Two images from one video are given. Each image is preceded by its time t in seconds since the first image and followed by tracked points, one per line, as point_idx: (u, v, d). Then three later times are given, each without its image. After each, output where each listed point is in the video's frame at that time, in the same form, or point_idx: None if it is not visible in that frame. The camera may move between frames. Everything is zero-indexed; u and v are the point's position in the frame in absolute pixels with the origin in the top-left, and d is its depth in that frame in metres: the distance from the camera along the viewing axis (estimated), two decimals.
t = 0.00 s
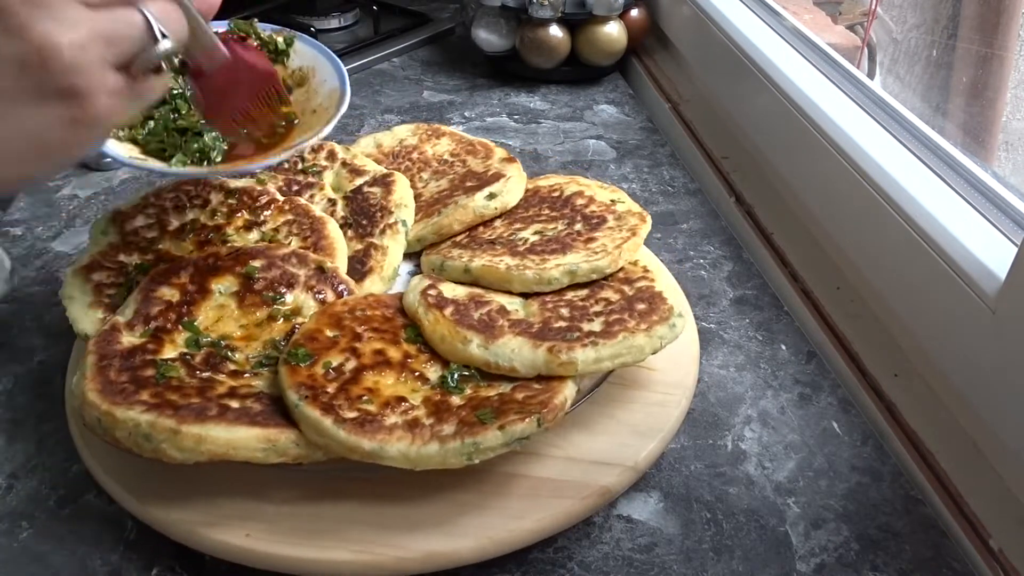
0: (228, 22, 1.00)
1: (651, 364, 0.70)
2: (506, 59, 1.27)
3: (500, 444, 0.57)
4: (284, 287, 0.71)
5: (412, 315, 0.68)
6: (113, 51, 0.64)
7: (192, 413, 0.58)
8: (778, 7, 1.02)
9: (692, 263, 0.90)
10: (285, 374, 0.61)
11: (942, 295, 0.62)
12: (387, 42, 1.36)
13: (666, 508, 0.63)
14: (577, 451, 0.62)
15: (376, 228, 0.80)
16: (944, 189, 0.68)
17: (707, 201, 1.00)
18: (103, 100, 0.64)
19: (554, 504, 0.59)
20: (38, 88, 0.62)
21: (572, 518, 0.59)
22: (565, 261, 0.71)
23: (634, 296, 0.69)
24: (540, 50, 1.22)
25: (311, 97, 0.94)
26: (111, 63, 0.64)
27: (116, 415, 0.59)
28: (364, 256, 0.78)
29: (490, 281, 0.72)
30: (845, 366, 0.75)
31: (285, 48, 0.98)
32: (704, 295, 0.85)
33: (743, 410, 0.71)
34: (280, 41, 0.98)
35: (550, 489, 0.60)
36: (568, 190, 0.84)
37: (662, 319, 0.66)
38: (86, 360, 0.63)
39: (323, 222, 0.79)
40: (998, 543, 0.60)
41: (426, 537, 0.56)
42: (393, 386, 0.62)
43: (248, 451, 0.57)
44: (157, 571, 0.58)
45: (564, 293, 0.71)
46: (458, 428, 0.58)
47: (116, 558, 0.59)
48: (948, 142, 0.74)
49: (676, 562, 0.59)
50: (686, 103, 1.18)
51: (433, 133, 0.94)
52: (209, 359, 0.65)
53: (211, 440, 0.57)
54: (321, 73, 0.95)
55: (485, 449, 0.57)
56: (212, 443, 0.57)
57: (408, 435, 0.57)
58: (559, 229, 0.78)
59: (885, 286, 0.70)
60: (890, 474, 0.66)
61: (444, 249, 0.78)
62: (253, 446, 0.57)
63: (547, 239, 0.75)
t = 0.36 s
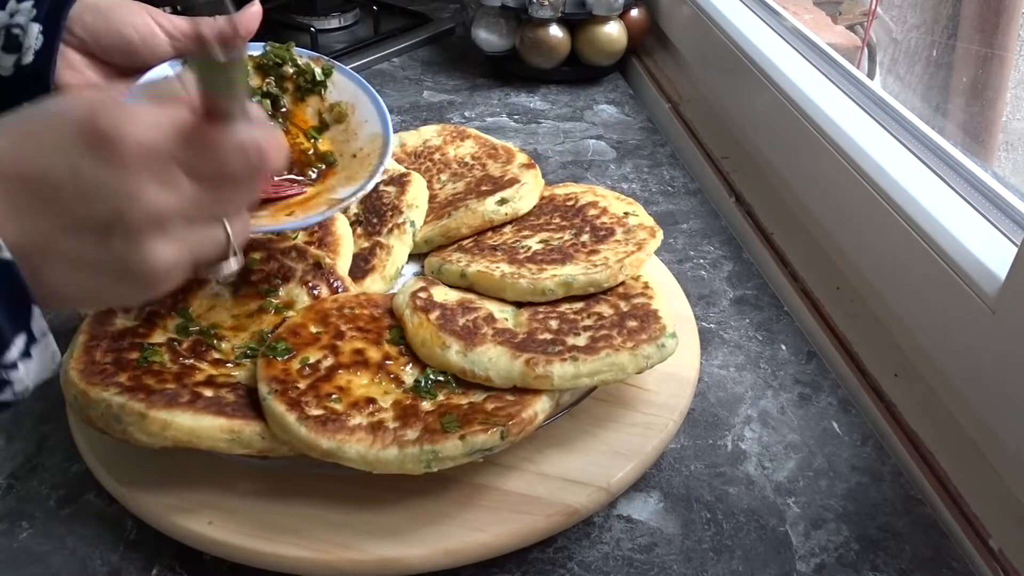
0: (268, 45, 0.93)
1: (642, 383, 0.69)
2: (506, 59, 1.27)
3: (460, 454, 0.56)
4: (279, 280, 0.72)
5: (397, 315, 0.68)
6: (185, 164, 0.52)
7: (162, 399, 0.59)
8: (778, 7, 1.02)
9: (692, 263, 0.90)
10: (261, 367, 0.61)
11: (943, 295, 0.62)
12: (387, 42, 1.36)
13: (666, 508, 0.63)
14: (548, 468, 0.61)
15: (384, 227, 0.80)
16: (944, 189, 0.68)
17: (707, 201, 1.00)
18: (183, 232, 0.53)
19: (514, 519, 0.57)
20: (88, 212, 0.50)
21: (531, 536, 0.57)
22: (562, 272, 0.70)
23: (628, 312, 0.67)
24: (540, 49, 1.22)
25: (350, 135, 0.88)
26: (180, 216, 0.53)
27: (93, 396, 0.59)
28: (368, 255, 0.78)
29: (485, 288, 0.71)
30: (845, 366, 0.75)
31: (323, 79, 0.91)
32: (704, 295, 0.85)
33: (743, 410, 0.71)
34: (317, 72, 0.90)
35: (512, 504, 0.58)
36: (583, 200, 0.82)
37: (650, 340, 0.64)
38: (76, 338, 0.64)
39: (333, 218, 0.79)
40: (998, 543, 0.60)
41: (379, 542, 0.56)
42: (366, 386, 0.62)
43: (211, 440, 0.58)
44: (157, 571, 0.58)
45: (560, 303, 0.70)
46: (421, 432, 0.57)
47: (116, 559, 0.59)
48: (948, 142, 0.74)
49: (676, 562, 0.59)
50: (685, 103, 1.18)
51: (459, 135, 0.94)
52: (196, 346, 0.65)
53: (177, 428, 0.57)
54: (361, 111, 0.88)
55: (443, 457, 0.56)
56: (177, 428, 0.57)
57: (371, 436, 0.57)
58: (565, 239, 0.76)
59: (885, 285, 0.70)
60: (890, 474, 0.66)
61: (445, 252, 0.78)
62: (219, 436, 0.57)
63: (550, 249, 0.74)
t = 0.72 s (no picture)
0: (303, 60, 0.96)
1: (635, 399, 0.67)
2: (506, 59, 1.27)
3: (426, 460, 0.56)
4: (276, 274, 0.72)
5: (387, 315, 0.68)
6: (257, 196, 0.47)
7: (141, 386, 0.60)
8: (778, 7, 1.02)
9: (692, 263, 0.90)
10: (242, 362, 0.62)
11: (943, 294, 0.62)
12: (387, 43, 1.36)
13: (666, 508, 0.63)
14: (527, 477, 0.60)
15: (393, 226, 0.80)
16: (944, 190, 0.68)
17: (707, 201, 1.00)
18: (246, 236, 0.49)
19: (482, 528, 0.57)
20: (147, 230, 0.46)
21: (496, 547, 0.56)
22: (559, 281, 0.69)
23: (618, 327, 0.66)
24: (540, 49, 1.22)
25: (385, 137, 0.87)
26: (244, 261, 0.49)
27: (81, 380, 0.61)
28: (373, 253, 0.78)
29: (481, 293, 0.71)
30: (845, 366, 0.75)
31: (358, 87, 0.91)
32: (704, 295, 0.85)
33: (743, 410, 0.71)
34: (352, 79, 0.91)
35: (481, 513, 0.58)
36: (595, 208, 0.81)
37: (638, 355, 0.63)
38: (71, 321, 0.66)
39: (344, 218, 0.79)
40: (998, 543, 0.60)
41: (344, 542, 0.55)
42: (343, 387, 0.62)
43: (185, 430, 0.58)
44: (157, 571, 0.58)
45: (555, 311, 0.69)
46: (390, 435, 0.57)
47: (116, 559, 0.59)
48: (948, 142, 0.74)
49: (676, 562, 0.59)
50: (685, 103, 1.18)
51: (479, 138, 0.94)
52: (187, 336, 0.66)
53: (152, 416, 0.58)
54: (395, 112, 0.87)
55: (409, 462, 0.56)
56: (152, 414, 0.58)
57: (340, 435, 0.57)
58: (569, 247, 0.75)
59: (885, 286, 0.70)
60: (890, 474, 0.66)
61: (445, 254, 0.78)
62: (193, 426, 0.58)
63: (550, 256, 0.73)
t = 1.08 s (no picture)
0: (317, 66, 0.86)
1: (627, 411, 0.66)
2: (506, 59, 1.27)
3: (399, 463, 0.56)
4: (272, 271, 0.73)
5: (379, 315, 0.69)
6: (302, 267, 0.54)
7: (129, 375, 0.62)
8: (778, 7, 1.02)
9: (692, 263, 0.90)
10: (230, 355, 0.64)
11: (942, 294, 0.62)
12: (387, 43, 1.36)
13: (666, 508, 0.63)
14: (509, 486, 0.59)
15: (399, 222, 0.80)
16: (945, 190, 0.68)
17: (707, 201, 1.00)
18: (288, 292, 0.56)
19: (456, 534, 0.56)
20: (209, 287, 0.53)
21: (468, 555, 0.56)
22: (554, 288, 0.68)
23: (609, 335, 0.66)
24: (540, 50, 1.22)
25: (401, 160, 0.82)
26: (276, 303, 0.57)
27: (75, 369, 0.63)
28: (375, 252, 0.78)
29: (475, 298, 0.71)
30: (845, 366, 0.75)
31: (374, 98, 0.85)
32: (704, 295, 0.85)
33: (743, 410, 0.71)
34: (369, 92, 0.84)
35: (456, 518, 0.57)
36: (604, 215, 0.80)
37: (626, 367, 0.62)
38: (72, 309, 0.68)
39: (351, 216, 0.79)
40: (998, 543, 0.60)
41: (316, 542, 0.55)
42: (327, 386, 0.63)
43: (166, 420, 0.60)
44: (157, 571, 0.58)
45: (547, 319, 0.69)
46: (366, 435, 0.57)
47: (116, 559, 0.59)
48: (948, 142, 0.74)
49: (676, 562, 0.59)
50: (685, 103, 1.18)
51: (494, 140, 0.93)
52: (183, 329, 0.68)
53: (135, 405, 0.61)
54: (413, 132, 0.82)
55: (381, 464, 0.56)
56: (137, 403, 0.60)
57: (316, 433, 0.57)
58: (571, 254, 0.75)
59: (885, 286, 0.70)
60: (890, 474, 0.66)
61: (448, 257, 0.78)
62: (173, 416, 0.60)
63: (550, 262, 0.73)
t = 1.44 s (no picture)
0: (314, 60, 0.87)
1: (621, 420, 0.65)
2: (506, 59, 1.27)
3: (382, 464, 0.56)
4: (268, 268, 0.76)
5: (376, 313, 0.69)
6: (300, 311, 0.55)
7: (123, 368, 0.64)
8: (778, 7, 1.02)
9: (692, 263, 0.90)
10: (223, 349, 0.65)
11: (943, 293, 0.62)
12: (387, 43, 1.36)
13: (666, 508, 0.63)
14: (496, 491, 0.59)
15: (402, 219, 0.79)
16: (945, 190, 0.68)
17: (707, 201, 1.00)
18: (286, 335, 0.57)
19: (440, 538, 0.56)
20: (203, 332, 0.54)
21: (450, 559, 0.55)
22: (551, 292, 0.68)
23: (605, 343, 0.65)
24: (540, 50, 1.22)
25: (399, 152, 0.84)
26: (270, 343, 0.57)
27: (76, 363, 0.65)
28: (379, 252, 0.76)
29: (473, 300, 0.71)
30: (844, 366, 0.75)
31: (373, 90, 0.86)
32: (704, 295, 0.85)
33: (743, 410, 0.71)
34: (367, 83, 0.85)
35: (441, 522, 0.57)
36: (609, 219, 0.80)
37: (617, 374, 0.62)
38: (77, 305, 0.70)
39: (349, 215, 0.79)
40: (998, 543, 0.60)
41: (299, 540, 0.56)
42: (317, 384, 0.63)
43: (157, 414, 0.62)
44: (157, 571, 0.58)
45: (543, 324, 0.69)
46: (350, 435, 0.58)
47: (116, 558, 0.59)
48: (948, 142, 0.74)
49: (676, 562, 0.59)
50: (685, 103, 1.18)
51: (504, 142, 0.93)
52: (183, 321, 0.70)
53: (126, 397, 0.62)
54: (410, 125, 0.83)
55: (364, 464, 0.56)
56: (127, 396, 0.62)
57: (301, 433, 0.58)
58: (571, 258, 0.75)
59: (886, 286, 0.70)
60: (890, 474, 0.66)
61: (450, 258, 0.78)
62: (162, 410, 0.61)
63: (550, 267, 0.73)
